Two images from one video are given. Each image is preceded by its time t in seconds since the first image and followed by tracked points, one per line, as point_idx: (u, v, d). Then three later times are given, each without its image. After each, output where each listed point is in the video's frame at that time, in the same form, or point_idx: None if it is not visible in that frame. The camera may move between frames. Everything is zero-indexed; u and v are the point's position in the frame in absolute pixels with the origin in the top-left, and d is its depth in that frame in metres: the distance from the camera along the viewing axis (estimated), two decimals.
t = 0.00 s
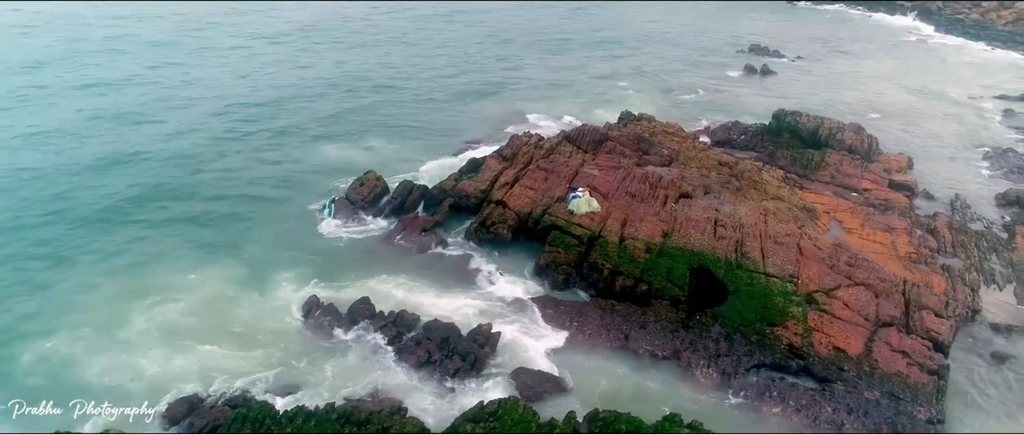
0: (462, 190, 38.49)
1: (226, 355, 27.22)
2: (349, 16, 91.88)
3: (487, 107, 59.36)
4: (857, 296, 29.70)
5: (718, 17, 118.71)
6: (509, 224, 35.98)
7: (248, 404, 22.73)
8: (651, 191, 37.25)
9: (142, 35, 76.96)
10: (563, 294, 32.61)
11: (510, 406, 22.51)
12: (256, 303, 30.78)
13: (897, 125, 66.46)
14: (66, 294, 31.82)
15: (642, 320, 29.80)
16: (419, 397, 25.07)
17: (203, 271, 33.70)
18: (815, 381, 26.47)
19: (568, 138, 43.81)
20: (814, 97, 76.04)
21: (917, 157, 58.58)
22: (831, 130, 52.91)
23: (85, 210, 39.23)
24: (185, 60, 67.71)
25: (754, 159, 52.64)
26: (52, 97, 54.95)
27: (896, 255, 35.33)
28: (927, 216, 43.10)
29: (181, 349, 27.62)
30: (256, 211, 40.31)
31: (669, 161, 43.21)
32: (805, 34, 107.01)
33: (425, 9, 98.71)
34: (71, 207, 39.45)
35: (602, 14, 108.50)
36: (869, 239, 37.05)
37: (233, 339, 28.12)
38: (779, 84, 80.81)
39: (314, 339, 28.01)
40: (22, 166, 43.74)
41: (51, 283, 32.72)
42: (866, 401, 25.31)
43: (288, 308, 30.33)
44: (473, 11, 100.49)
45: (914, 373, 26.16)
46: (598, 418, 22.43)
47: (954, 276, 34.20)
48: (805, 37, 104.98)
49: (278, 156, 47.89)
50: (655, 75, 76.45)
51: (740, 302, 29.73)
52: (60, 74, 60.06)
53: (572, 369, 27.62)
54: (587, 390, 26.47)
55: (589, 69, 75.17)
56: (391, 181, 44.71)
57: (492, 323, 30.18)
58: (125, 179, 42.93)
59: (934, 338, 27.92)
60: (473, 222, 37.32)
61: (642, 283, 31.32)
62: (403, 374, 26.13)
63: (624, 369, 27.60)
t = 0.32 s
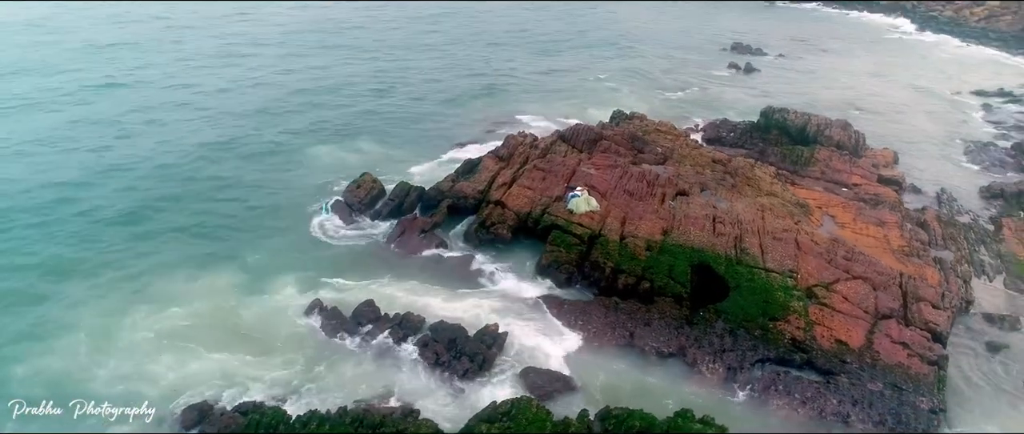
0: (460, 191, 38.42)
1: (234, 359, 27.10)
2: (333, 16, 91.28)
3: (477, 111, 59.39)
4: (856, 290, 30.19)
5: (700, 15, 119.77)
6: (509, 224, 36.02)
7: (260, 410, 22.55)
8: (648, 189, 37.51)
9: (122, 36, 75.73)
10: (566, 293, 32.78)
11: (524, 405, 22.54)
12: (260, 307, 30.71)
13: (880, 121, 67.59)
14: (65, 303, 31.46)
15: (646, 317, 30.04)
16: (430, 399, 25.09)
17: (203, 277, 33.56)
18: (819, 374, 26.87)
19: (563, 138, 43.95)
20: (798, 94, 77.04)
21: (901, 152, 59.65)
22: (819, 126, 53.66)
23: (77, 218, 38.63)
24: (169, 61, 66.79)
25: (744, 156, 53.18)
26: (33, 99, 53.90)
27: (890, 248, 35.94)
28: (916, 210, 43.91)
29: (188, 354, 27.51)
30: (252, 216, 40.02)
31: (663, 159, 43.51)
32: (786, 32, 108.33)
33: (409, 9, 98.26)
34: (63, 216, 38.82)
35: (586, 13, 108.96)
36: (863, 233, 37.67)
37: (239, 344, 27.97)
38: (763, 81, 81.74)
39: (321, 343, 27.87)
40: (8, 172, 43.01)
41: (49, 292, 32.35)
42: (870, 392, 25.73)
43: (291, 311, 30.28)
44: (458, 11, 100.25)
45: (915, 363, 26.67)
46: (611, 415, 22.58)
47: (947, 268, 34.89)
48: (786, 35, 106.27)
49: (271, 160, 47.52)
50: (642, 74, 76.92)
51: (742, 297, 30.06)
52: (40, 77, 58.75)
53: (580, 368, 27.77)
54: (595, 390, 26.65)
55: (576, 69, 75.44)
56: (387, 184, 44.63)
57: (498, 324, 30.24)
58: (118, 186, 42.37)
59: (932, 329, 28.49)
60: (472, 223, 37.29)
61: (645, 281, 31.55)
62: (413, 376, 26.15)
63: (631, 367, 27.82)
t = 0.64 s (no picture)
0: (456, 192, 38.38)
1: (239, 366, 27.17)
2: (316, 17, 90.53)
3: (467, 113, 59.48)
4: (852, 282, 30.73)
5: (681, 14, 120.87)
6: (508, 224, 36.09)
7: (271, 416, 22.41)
8: (644, 187, 37.78)
9: (100, 37, 74.44)
10: (568, 291, 32.93)
11: (536, 404, 22.62)
12: (262, 313, 30.79)
13: (862, 117, 68.80)
14: (63, 310, 31.34)
15: (649, 314, 30.33)
16: (440, 400, 25.11)
17: (202, 284, 33.54)
18: (821, 366, 27.30)
19: (556, 137, 44.08)
20: (781, 91, 78.09)
21: (883, 147, 60.78)
22: (806, 123, 54.48)
23: (69, 226, 38.04)
24: (150, 62, 65.74)
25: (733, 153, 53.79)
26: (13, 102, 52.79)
27: (882, 241, 36.59)
28: (903, 203, 44.78)
29: (192, 362, 27.57)
30: (248, 221, 39.77)
31: (656, 157, 43.79)
32: (765, 30, 109.81)
33: (392, 11, 97.88)
34: (54, 223, 38.21)
35: (568, 13, 109.38)
36: (854, 227, 38.33)
37: (243, 351, 27.99)
38: (746, 78, 82.74)
39: (326, 348, 27.80)
40: None
41: (45, 300, 32.05)
42: (871, 382, 26.18)
43: (293, 317, 30.28)
44: (441, 12, 100.02)
45: (914, 354, 27.22)
46: (622, 411, 22.80)
47: (937, 260, 35.62)
48: (766, 33, 107.65)
49: (263, 164, 47.10)
50: (628, 72, 77.41)
51: (742, 292, 30.43)
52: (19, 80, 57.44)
53: (586, 366, 27.95)
54: (603, 387, 26.85)
55: (562, 69, 75.70)
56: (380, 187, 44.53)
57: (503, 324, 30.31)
58: (109, 192, 41.76)
59: (928, 320, 29.14)
60: (470, 223, 37.25)
61: (645, 278, 31.81)
62: (421, 378, 26.16)
63: (636, 364, 28.07)
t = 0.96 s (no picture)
0: (453, 192, 38.29)
1: (241, 369, 27.19)
2: (300, 18, 89.92)
3: (458, 113, 59.38)
4: (849, 276, 31.22)
5: (663, 12, 121.74)
6: (506, 224, 36.14)
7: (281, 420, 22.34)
8: (640, 185, 38.03)
9: (80, 37, 73.24)
10: (569, 289, 33.07)
11: (546, 402, 22.70)
12: (263, 317, 30.80)
13: (846, 114, 69.87)
14: (59, 314, 31.15)
15: (650, 311, 30.57)
16: (448, 400, 25.12)
17: (200, 287, 33.50)
18: (821, 358, 27.67)
19: (550, 136, 44.18)
20: (765, 87, 79.01)
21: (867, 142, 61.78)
22: (793, 119, 55.16)
23: (59, 232, 37.48)
24: (133, 63, 64.88)
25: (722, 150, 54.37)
26: None
27: (873, 235, 37.19)
28: (892, 197, 45.56)
29: (193, 366, 27.58)
30: (241, 223, 39.60)
31: (650, 155, 44.07)
32: (747, 28, 110.97)
33: (376, 11, 97.48)
34: (44, 227, 37.83)
35: (553, 11, 109.66)
36: (845, 221, 38.92)
37: (246, 355, 27.97)
38: (731, 75, 83.60)
39: (329, 351, 27.78)
40: None
41: (41, 306, 31.69)
42: (871, 374, 26.61)
43: (295, 321, 30.28)
44: (426, 12, 99.82)
45: (911, 345, 27.74)
46: (632, 407, 22.93)
47: (928, 252, 36.29)
48: (748, 31, 108.82)
49: (255, 167, 46.62)
50: (615, 71, 77.83)
51: (742, 286, 30.75)
52: None
53: (591, 363, 28.09)
54: (608, 384, 27.04)
55: (550, 68, 75.90)
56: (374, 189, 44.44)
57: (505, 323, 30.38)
58: (99, 197, 41.13)
59: (924, 311, 29.69)
60: (468, 224, 37.24)
61: (646, 275, 32.04)
62: (428, 378, 26.15)
63: (640, 360, 28.31)
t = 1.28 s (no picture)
0: (450, 192, 38.20)
1: (244, 374, 27.10)
2: (282, 21, 89.04)
3: (446, 114, 59.20)
4: (846, 268, 31.76)
5: (644, 10, 122.43)
6: (505, 223, 36.21)
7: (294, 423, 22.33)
8: (636, 182, 38.27)
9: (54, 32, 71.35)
10: (570, 286, 33.28)
11: (559, 399, 22.83)
12: (264, 323, 30.64)
13: (828, 110, 70.96)
14: (51, 322, 30.63)
15: (653, 306, 30.85)
16: (458, 399, 25.18)
17: (198, 291, 33.34)
18: (822, 349, 28.16)
19: (543, 135, 44.27)
20: (748, 84, 79.89)
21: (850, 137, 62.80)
22: (780, 115, 55.90)
23: (47, 238, 36.77)
24: (113, 63, 63.62)
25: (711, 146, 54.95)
26: None
27: (865, 227, 37.87)
28: (879, 190, 46.41)
29: (194, 372, 27.39)
30: (236, 227, 39.32)
31: (643, 152, 44.36)
32: (727, 26, 112.10)
33: (359, 13, 96.88)
34: (33, 232, 37.26)
35: (535, 10, 109.67)
36: (837, 214, 39.56)
37: (249, 359, 27.95)
38: (713, 72, 84.39)
39: (335, 352, 27.72)
40: None
41: (33, 315, 31.05)
42: (872, 363, 27.15)
43: (296, 325, 30.23)
44: (408, 13, 99.40)
45: (909, 334, 28.38)
46: (643, 402, 23.18)
47: (919, 243, 37.08)
48: (728, 28, 109.94)
49: (245, 171, 46.02)
50: (600, 69, 78.09)
51: (741, 280, 31.10)
52: None
53: (597, 359, 28.23)
54: (614, 379, 27.25)
55: (535, 67, 75.98)
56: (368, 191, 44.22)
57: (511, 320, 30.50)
58: (86, 203, 40.32)
59: (919, 301, 30.40)
60: (466, 223, 37.21)
61: (646, 271, 32.32)
62: (436, 378, 26.22)
63: (644, 354, 28.61)
